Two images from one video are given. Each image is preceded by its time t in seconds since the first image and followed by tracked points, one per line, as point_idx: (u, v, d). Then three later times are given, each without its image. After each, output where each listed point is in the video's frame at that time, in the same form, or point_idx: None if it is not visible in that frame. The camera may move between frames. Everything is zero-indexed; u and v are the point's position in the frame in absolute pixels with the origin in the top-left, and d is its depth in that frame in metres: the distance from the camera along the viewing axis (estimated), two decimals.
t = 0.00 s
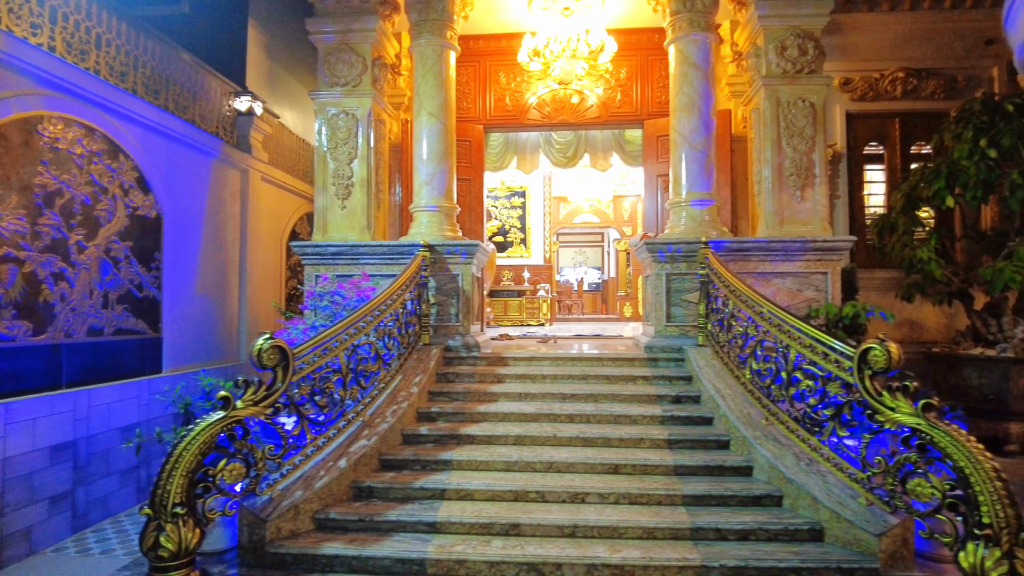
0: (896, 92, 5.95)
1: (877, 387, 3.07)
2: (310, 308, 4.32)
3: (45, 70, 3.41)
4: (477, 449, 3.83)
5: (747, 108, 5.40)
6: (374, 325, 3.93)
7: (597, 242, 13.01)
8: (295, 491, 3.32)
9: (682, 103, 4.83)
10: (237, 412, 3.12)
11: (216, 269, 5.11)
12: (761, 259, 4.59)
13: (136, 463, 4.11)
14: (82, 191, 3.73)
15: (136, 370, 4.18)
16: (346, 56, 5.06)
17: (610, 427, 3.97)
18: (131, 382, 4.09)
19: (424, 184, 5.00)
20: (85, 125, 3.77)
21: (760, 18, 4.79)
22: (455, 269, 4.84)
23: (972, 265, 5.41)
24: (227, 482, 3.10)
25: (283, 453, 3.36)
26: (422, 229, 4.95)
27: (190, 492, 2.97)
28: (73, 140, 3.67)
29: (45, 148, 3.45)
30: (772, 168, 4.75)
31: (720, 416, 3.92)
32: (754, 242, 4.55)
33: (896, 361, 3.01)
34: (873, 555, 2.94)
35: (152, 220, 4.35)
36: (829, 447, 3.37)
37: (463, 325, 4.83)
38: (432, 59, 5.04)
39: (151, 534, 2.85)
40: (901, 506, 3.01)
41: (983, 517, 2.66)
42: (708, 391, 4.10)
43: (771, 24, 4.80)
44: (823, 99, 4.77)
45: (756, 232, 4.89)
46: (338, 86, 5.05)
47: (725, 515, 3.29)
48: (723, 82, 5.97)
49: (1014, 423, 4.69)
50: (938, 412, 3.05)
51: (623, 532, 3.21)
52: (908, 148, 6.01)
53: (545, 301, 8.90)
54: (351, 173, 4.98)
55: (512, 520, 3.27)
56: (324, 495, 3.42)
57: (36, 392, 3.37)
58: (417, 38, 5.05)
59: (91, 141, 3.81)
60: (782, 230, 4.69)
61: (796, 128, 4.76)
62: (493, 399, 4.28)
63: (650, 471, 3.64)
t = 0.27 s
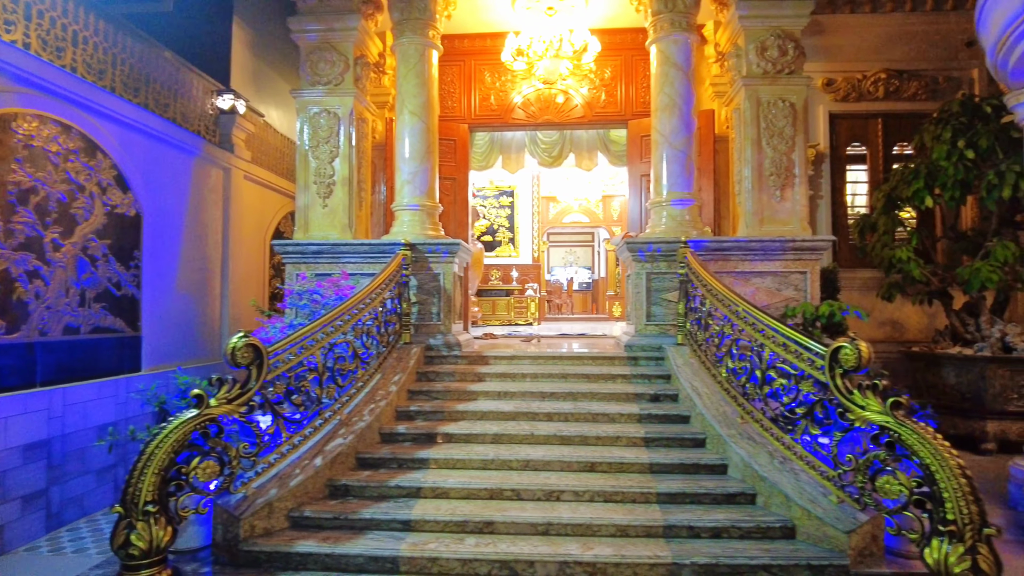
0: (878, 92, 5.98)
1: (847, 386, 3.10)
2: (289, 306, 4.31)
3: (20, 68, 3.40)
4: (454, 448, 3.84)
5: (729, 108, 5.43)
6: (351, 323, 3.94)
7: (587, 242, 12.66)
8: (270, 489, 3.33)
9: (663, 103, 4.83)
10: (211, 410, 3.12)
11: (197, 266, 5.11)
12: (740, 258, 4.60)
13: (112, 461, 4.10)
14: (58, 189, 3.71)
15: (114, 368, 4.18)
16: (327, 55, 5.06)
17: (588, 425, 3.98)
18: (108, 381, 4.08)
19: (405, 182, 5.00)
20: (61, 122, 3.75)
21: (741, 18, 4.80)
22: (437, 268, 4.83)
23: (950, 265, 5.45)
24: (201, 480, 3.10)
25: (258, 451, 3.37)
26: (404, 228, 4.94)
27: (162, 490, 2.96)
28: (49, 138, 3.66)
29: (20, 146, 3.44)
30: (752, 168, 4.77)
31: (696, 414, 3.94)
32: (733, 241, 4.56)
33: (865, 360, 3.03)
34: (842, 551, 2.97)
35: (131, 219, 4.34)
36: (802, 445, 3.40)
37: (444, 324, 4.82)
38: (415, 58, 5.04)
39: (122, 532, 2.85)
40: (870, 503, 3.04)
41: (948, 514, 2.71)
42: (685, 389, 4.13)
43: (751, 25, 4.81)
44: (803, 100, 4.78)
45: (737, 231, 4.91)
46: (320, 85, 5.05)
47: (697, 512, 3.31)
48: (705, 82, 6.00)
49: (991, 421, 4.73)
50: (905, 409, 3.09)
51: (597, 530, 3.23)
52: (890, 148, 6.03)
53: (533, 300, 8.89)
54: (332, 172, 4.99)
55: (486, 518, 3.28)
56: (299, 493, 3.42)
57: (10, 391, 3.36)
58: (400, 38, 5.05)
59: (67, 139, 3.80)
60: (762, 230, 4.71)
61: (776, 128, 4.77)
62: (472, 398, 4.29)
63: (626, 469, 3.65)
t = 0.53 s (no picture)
0: (858, 93, 6.00)
1: (816, 385, 3.10)
2: (264, 305, 4.29)
3: None
4: (427, 448, 3.83)
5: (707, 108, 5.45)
6: (324, 323, 3.93)
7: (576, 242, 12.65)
8: (240, 489, 3.30)
9: (641, 103, 4.84)
10: (178, 411, 3.09)
11: (174, 266, 5.08)
12: (717, 258, 4.61)
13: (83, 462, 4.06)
14: (27, 187, 3.66)
15: (86, 368, 4.15)
16: (305, 54, 5.03)
17: (562, 424, 3.98)
18: (79, 381, 4.04)
19: (383, 181, 4.98)
20: (31, 120, 3.70)
21: (718, 18, 4.80)
22: (415, 267, 4.81)
23: (927, 265, 5.48)
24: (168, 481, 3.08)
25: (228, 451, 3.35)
26: (382, 227, 4.92)
27: (127, 492, 2.93)
28: (18, 136, 3.61)
29: None
30: (729, 168, 4.77)
31: (670, 413, 3.95)
32: (710, 241, 4.57)
33: (832, 359, 3.04)
34: (810, 550, 2.98)
35: (104, 217, 4.30)
36: (772, 444, 3.41)
37: (422, 324, 4.81)
38: (393, 57, 5.02)
39: (87, 534, 2.81)
40: (838, 501, 3.05)
41: (911, 512, 2.72)
42: (659, 388, 4.13)
43: (729, 25, 4.81)
44: (780, 99, 4.79)
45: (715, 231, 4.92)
46: (298, 83, 5.02)
47: (668, 512, 3.31)
48: (685, 82, 6.02)
49: (965, 420, 4.76)
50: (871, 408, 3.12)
51: (567, 530, 3.22)
52: (870, 148, 6.05)
53: (519, 299, 8.86)
54: (309, 170, 4.97)
55: (456, 518, 3.27)
56: (269, 493, 3.40)
57: None
58: (378, 36, 5.03)
59: (36, 136, 3.74)
60: (739, 230, 4.72)
61: (753, 128, 4.78)
62: (448, 397, 4.28)
63: (598, 468, 3.65)
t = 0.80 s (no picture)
0: (837, 94, 6.02)
1: (783, 386, 3.11)
2: (236, 305, 4.26)
3: None
4: (399, 449, 3.82)
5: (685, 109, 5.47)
6: (296, 323, 3.91)
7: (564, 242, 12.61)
8: (206, 491, 3.27)
9: (619, 103, 4.84)
10: (143, 412, 3.05)
11: (148, 266, 5.04)
12: (692, 259, 4.62)
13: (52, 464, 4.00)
14: None
15: (54, 368, 4.09)
16: (282, 52, 4.99)
17: (536, 425, 3.97)
18: (48, 382, 3.98)
19: (360, 180, 4.96)
20: None
21: (696, 19, 4.80)
22: (391, 267, 4.79)
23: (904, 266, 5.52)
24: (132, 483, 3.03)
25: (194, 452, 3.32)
26: (358, 226, 4.90)
27: (89, 495, 2.87)
28: None
29: None
30: (706, 169, 4.78)
31: (642, 414, 3.95)
32: (686, 242, 4.58)
33: (800, 360, 3.04)
34: (776, 552, 2.98)
35: (73, 216, 4.25)
36: (741, 445, 3.42)
37: (398, 324, 4.80)
38: (370, 55, 4.99)
39: (46, 539, 2.75)
40: (804, 503, 3.06)
41: (873, 513, 2.73)
42: (633, 389, 4.14)
43: (707, 26, 4.81)
44: (757, 101, 4.80)
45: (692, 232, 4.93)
46: (274, 82, 4.98)
47: (637, 513, 3.31)
48: (664, 83, 6.04)
49: (938, 420, 4.80)
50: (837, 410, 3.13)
51: (536, 531, 3.22)
52: (849, 149, 6.08)
53: (503, 298, 8.84)
54: (285, 169, 4.93)
55: (425, 520, 3.25)
56: (237, 495, 3.37)
57: None
58: (355, 34, 5.00)
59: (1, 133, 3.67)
60: (715, 230, 4.73)
61: (730, 129, 4.79)
62: (422, 398, 4.27)
63: (570, 469, 3.65)
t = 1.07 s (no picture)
0: (811, 97, 6.08)
1: (746, 386, 3.12)
2: (204, 304, 4.23)
3: None
4: (366, 449, 3.80)
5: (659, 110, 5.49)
6: (259, 323, 3.89)
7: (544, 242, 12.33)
8: (167, 492, 3.22)
9: (592, 104, 4.85)
10: (102, 412, 2.96)
11: (118, 266, 4.99)
12: (664, 259, 4.64)
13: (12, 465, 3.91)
14: None
15: (15, 367, 4.01)
16: (253, 48, 4.95)
17: (505, 425, 3.97)
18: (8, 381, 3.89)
19: (332, 178, 4.93)
20: None
21: (669, 19, 4.82)
22: (362, 266, 4.77)
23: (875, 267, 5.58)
24: (89, 485, 2.95)
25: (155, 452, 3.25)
26: (330, 224, 4.87)
27: (44, 497, 2.78)
28: None
29: None
30: (678, 170, 4.81)
31: (611, 413, 3.96)
32: (657, 242, 4.61)
33: (763, 360, 3.05)
34: (739, 551, 2.99)
35: (37, 213, 4.19)
36: (706, 444, 3.43)
37: (369, 323, 4.77)
38: (343, 53, 4.95)
39: None
40: (767, 502, 3.07)
41: (832, 512, 2.74)
42: (602, 388, 4.15)
43: (680, 27, 4.83)
44: (729, 102, 4.83)
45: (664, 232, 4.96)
46: (246, 79, 4.94)
47: (601, 513, 3.31)
48: (639, 83, 6.07)
49: (906, 419, 4.86)
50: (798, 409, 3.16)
51: (501, 531, 3.21)
52: (822, 151, 6.14)
53: (483, 298, 8.83)
54: (256, 167, 4.91)
55: (389, 520, 3.24)
56: (200, 495, 3.33)
57: None
58: (328, 32, 4.96)
59: None
60: (687, 231, 4.76)
61: (702, 130, 4.82)
62: (392, 398, 4.25)
63: (537, 469, 3.65)
